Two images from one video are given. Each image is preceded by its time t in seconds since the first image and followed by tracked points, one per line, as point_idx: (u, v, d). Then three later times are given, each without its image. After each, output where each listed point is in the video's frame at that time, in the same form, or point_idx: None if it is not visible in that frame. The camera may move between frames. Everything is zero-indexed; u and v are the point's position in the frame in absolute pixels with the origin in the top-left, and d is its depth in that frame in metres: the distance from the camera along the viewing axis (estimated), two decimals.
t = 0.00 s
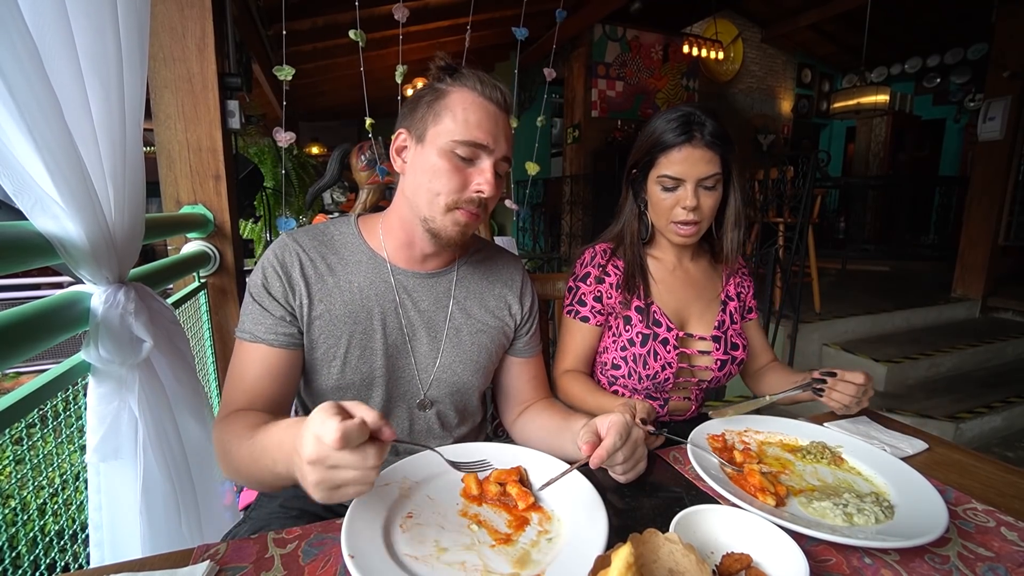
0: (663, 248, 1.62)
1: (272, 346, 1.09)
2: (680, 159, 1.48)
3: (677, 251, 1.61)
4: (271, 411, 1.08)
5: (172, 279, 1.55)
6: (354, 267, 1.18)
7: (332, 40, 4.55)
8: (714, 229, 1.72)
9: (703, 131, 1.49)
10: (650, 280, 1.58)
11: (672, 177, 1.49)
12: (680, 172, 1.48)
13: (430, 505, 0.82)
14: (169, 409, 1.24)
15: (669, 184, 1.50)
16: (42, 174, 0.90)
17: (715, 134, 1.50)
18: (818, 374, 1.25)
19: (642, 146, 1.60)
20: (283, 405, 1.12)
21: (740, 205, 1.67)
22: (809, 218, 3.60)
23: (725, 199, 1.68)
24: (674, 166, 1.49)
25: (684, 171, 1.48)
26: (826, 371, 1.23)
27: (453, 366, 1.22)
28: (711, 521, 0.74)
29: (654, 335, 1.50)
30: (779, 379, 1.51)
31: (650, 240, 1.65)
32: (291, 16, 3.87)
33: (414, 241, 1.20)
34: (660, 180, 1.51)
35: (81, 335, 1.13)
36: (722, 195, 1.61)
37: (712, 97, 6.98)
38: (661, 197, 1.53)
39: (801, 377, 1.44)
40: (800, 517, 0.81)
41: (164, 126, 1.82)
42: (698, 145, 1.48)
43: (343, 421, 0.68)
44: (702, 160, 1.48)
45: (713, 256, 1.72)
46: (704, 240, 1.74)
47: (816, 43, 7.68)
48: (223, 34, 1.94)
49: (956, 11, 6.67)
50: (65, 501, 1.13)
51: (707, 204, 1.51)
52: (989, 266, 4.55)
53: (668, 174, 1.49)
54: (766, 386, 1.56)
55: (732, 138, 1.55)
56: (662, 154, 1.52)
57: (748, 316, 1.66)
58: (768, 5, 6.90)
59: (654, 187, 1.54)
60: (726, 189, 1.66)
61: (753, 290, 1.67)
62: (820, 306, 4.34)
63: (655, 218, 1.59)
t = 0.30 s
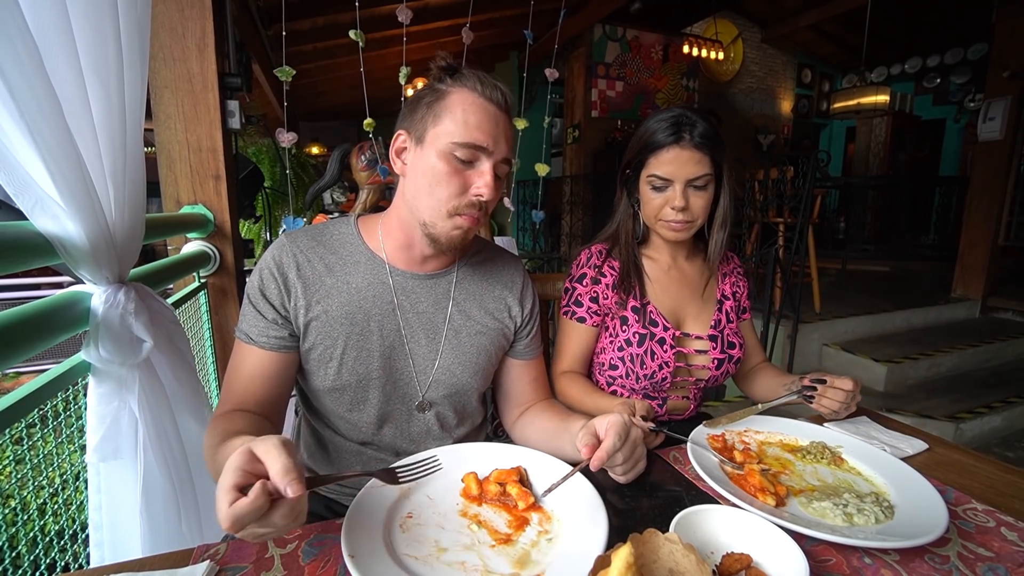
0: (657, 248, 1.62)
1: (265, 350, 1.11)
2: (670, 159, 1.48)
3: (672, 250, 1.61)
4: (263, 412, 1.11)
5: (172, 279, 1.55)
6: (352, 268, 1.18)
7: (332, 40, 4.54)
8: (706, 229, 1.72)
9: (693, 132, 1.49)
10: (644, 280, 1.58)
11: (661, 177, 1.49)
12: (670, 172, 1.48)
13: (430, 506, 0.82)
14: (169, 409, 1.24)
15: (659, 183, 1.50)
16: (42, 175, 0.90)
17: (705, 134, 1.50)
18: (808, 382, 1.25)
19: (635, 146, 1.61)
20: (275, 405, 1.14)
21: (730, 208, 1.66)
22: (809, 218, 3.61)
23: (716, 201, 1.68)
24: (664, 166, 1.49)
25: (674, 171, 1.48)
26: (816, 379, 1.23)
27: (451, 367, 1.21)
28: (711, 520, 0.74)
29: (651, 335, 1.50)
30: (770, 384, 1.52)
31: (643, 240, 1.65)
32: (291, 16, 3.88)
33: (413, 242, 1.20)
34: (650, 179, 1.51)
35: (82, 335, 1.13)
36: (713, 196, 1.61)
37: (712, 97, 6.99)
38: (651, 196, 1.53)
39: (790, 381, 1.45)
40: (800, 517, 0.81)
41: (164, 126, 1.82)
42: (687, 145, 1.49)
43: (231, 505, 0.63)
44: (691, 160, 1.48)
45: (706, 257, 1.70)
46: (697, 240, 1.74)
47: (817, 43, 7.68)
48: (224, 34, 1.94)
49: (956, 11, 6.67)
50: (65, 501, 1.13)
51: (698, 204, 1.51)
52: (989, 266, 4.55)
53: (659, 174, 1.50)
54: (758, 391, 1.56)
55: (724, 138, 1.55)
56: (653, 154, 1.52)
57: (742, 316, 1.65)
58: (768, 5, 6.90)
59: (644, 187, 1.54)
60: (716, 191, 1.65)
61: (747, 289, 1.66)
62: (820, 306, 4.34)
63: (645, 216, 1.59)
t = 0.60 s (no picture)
0: (655, 249, 1.62)
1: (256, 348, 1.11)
2: (668, 161, 1.48)
3: (669, 251, 1.61)
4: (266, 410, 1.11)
5: (172, 279, 1.55)
6: (347, 268, 1.18)
7: (332, 40, 4.54)
8: (704, 229, 1.72)
9: (692, 133, 1.50)
10: (641, 281, 1.57)
11: (660, 178, 1.49)
12: (668, 173, 1.48)
13: (430, 506, 0.82)
14: (169, 409, 1.24)
15: (657, 185, 1.50)
16: (42, 175, 0.90)
17: (704, 136, 1.50)
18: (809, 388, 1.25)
19: (633, 146, 1.61)
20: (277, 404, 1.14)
21: (730, 207, 1.66)
22: (808, 219, 3.61)
23: (714, 201, 1.67)
24: (662, 168, 1.49)
25: (672, 173, 1.48)
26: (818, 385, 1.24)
27: (448, 366, 1.22)
28: (712, 520, 0.74)
29: (648, 335, 1.51)
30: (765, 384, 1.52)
31: (641, 241, 1.65)
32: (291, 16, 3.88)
33: (406, 242, 1.20)
34: (649, 181, 1.51)
35: (81, 335, 1.13)
36: (712, 196, 1.60)
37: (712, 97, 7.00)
38: (650, 198, 1.53)
39: (787, 383, 1.45)
40: (800, 517, 0.81)
41: (164, 126, 1.82)
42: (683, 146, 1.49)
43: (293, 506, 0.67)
44: (689, 162, 1.48)
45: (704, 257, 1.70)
46: (694, 240, 1.74)
47: (817, 43, 7.67)
48: (224, 34, 1.94)
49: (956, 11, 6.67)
50: (65, 501, 1.13)
51: (696, 206, 1.51)
52: (989, 266, 4.55)
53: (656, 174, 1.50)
54: (754, 391, 1.57)
55: (722, 138, 1.55)
56: (652, 155, 1.52)
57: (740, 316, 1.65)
58: (768, 5, 6.90)
59: (642, 189, 1.54)
60: (715, 191, 1.65)
61: (745, 288, 1.67)
62: (820, 306, 4.34)
63: (643, 217, 1.59)
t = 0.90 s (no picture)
0: (655, 250, 1.62)
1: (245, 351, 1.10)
2: (666, 159, 1.48)
3: (668, 252, 1.61)
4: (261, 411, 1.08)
5: (172, 279, 1.55)
6: (348, 269, 1.19)
7: (332, 40, 4.55)
8: (703, 228, 1.72)
9: (689, 132, 1.50)
10: (641, 282, 1.58)
11: (658, 178, 1.49)
12: (667, 173, 1.48)
13: (430, 505, 0.82)
14: (169, 408, 1.24)
15: (655, 184, 1.50)
16: (42, 174, 0.90)
17: (701, 134, 1.51)
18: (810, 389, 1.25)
19: (630, 147, 1.61)
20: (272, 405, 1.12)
21: (728, 207, 1.65)
22: (809, 219, 3.60)
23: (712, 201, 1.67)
24: (661, 167, 1.49)
25: (671, 172, 1.48)
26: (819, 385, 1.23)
27: (448, 368, 1.22)
28: (712, 520, 0.74)
29: (647, 336, 1.51)
30: (765, 383, 1.52)
31: (641, 242, 1.65)
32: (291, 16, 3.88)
33: (406, 245, 1.20)
34: (647, 180, 1.52)
35: (82, 335, 1.13)
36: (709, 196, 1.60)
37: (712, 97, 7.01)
38: (649, 198, 1.53)
39: (787, 383, 1.45)
40: (800, 517, 0.81)
41: (164, 126, 1.82)
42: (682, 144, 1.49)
43: (353, 502, 0.65)
44: (688, 161, 1.48)
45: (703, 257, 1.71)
46: (693, 239, 1.74)
47: (817, 43, 7.67)
48: (224, 34, 1.94)
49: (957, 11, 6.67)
50: (65, 501, 1.13)
51: (695, 205, 1.51)
52: (989, 266, 4.55)
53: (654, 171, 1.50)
54: (754, 391, 1.57)
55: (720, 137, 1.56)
56: (649, 154, 1.53)
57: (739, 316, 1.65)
58: (767, 5, 6.90)
59: (641, 188, 1.54)
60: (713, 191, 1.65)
61: (744, 288, 1.66)
62: (820, 306, 4.34)
63: (643, 218, 1.58)
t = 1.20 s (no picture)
0: (654, 250, 1.62)
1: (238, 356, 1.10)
2: (664, 156, 1.48)
3: (667, 252, 1.61)
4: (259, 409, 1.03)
5: (172, 279, 1.55)
6: (350, 269, 1.18)
7: (332, 40, 4.55)
8: (700, 228, 1.73)
9: (685, 128, 1.50)
10: (640, 282, 1.58)
11: (655, 175, 1.50)
12: (664, 169, 1.48)
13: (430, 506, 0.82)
14: (169, 408, 1.24)
15: (653, 181, 1.51)
16: (42, 174, 0.90)
17: (697, 130, 1.51)
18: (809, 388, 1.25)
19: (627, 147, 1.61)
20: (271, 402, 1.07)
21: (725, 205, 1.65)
22: (808, 219, 3.61)
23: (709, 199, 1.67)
24: (657, 163, 1.49)
25: (668, 168, 1.48)
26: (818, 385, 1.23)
27: (451, 367, 1.22)
28: (712, 521, 0.74)
29: (647, 337, 1.50)
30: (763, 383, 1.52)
31: (639, 242, 1.66)
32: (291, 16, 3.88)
33: (407, 247, 1.19)
34: (644, 177, 1.52)
35: (82, 335, 1.13)
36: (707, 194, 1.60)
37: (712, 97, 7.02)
38: (646, 195, 1.53)
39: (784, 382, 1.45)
40: (800, 517, 0.81)
41: (164, 126, 1.82)
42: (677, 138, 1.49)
43: (397, 514, 0.60)
44: (684, 156, 1.48)
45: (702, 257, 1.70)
46: (692, 240, 1.75)
47: (817, 43, 7.67)
48: (224, 35, 1.94)
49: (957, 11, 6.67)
50: (65, 501, 1.13)
51: (692, 201, 1.51)
52: (989, 266, 4.55)
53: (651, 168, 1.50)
54: (751, 392, 1.56)
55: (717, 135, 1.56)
56: (646, 151, 1.53)
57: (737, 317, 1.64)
58: (768, 5, 6.90)
59: (638, 186, 1.54)
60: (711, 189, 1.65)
61: (742, 287, 1.67)
62: (820, 306, 4.35)
63: (640, 216, 1.58)
